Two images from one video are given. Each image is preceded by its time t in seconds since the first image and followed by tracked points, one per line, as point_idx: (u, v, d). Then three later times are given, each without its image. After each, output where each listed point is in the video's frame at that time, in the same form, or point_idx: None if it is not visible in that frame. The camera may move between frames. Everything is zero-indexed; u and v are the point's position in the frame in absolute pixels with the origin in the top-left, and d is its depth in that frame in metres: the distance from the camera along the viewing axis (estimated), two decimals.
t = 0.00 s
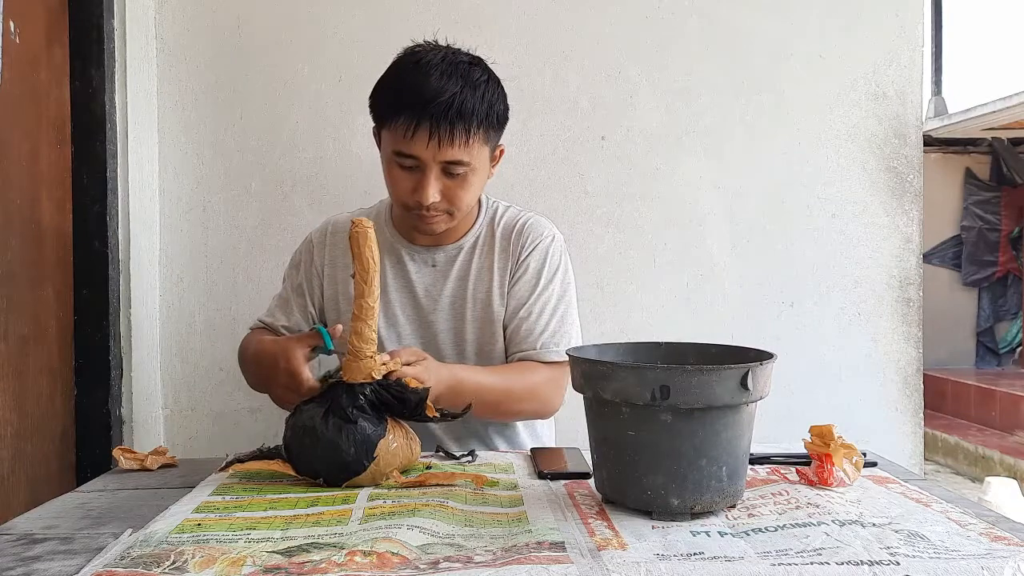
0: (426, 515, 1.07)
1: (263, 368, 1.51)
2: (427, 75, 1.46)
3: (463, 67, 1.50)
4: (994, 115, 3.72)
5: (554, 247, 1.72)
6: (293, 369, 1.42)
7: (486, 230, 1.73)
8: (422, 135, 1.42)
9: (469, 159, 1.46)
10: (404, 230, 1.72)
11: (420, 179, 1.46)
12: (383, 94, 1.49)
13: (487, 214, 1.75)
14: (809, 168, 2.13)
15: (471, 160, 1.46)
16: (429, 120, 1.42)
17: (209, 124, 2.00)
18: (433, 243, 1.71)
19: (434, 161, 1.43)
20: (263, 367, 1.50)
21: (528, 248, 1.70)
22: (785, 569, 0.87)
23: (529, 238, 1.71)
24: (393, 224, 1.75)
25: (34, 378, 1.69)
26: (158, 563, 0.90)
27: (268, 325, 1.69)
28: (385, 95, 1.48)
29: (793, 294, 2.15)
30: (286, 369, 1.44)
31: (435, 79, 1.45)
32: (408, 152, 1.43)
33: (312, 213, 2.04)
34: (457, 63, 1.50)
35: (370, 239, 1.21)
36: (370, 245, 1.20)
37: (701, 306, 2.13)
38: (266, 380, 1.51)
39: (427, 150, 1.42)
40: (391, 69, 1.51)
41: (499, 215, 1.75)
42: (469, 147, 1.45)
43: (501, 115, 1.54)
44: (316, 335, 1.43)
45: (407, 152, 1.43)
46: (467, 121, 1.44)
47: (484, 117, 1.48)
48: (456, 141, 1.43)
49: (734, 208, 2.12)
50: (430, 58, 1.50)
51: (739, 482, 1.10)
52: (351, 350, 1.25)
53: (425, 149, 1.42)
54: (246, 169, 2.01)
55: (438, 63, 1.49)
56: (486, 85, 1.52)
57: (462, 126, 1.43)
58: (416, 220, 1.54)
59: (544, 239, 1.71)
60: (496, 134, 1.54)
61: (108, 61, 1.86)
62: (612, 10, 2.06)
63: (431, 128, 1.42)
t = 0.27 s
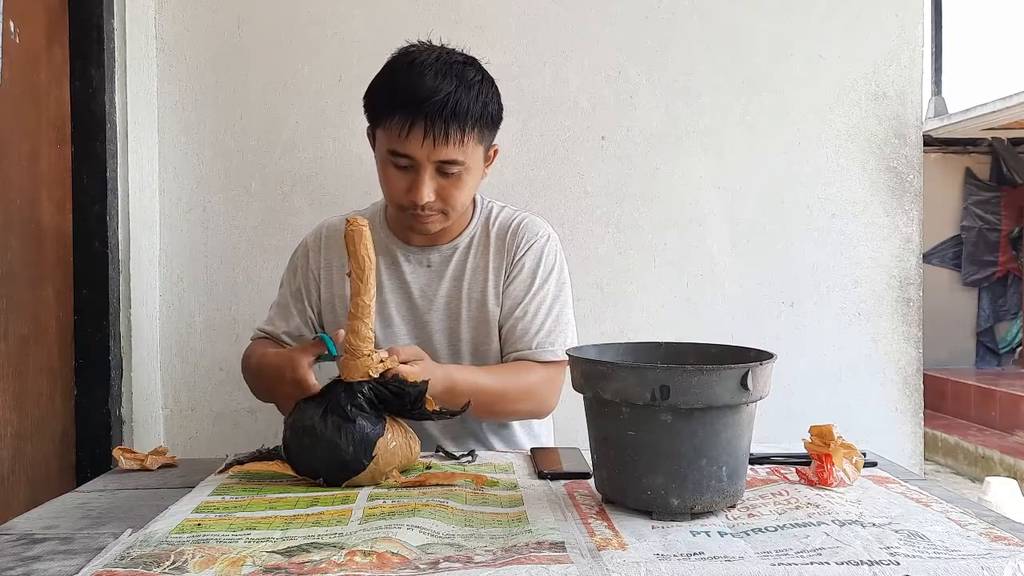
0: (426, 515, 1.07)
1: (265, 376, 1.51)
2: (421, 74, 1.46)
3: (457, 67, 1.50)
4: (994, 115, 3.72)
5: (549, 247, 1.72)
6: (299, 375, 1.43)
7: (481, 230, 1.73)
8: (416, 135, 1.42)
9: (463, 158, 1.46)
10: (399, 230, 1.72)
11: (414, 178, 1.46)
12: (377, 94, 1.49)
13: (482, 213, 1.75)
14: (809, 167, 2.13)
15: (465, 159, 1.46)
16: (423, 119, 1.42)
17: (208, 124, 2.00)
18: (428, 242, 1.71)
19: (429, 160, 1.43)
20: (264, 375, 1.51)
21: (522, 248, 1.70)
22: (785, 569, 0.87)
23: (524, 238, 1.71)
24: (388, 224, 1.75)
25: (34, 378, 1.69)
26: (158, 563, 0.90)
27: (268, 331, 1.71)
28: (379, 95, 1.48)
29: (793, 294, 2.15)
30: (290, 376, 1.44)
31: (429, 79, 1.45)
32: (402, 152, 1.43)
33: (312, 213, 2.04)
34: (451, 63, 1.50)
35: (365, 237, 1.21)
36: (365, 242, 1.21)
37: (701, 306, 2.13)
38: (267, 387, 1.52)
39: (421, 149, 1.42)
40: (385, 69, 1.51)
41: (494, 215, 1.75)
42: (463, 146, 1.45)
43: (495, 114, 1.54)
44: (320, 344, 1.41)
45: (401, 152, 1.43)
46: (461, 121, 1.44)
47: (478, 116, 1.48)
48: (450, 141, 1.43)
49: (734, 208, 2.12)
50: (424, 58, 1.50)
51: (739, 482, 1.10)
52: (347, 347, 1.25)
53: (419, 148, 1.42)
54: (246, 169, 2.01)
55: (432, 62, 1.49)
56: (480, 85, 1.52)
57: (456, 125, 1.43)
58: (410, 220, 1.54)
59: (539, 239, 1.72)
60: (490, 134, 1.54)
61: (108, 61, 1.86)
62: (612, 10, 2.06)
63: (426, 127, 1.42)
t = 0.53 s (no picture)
0: (426, 515, 1.07)
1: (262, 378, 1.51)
2: (417, 75, 1.46)
3: (453, 68, 1.50)
4: (994, 115, 3.72)
5: (547, 248, 1.72)
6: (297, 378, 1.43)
7: (479, 230, 1.73)
8: (412, 135, 1.42)
9: (460, 158, 1.46)
10: (396, 231, 1.72)
11: (411, 179, 1.46)
12: (373, 95, 1.49)
13: (480, 213, 1.75)
14: (809, 167, 2.13)
15: (462, 159, 1.46)
16: (420, 120, 1.42)
17: (208, 124, 2.00)
18: (425, 243, 1.71)
19: (426, 161, 1.43)
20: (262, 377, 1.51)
21: (521, 248, 1.70)
22: (785, 568, 0.87)
23: (522, 239, 1.71)
24: (386, 225, 1.75)
25: (34, 378, 1.69)
26: (158, 563, 0.90)
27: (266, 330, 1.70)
28: (375, 96, 1.48)
29: (793, 294, 2.15)
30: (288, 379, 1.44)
31: (425, 80, 1.45)
32: (399, 153, 1.43)
33: (312, 212, 2.04)
34: (446, 63, 1.50)
35: (371, 238, 1.21)
36: (370, 242, 1.20)
37: (701, 306, 2.13)
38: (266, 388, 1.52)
39: (418, 150, 1.42)
40: (381, 70, 1.51)
41: (491, 215, 1.75)
42: (460, 147, 1.45)
43: (492, 114, 1.54)
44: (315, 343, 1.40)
45: (398, 153, 1.43)
46: (458, 121, 1.44)
47: (474, 116, 1.48)
48: (446, 141, 1.43)
49: (734, 208, 2.12)
50: (419, 59, 1.50)
51: (739, 482, 1.10)
52: (351, 347, 1.25)
53: (416, 149, 1.42)
54: (246, 169, 2.01)
55: (428, 63, 1.49)
56: (476, 85, 1.52)
57: (453, 126, 1.44)
58: (408, 221, 1.54)
59: (537, 240, 1.72)
60: (486, 134, 1.54)
61: (108, 61, 1.86)
62: (612, 10, 2.06)
63: (423, 128, 1.42)
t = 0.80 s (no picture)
0: (426, 515, 1.07)
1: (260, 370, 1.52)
2: (416, 78, 1.45)
3: (452, 70, 1.50)
4: (994, 115, 3.72)
5: (545, 249, 1.72)
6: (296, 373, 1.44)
7: (476, 231, 1.73)
8: (411, 139, 1.42)
9: (459, 161, 1.46)
10: (394, 231, 1.72)
11: (410, 181, 1.46)
12: (372, 98, 1.48)
13: (478, 214, 1.75)
14: (809, 167, 2.13)
15: (461, 162, 1.46)
16: (420, 124, 1.41)
17: (208, 124, 2.00)
18: (423, 244, 1.71)
19: (425, 164, 1.43)
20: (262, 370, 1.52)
21: (518, 250, 1.71)
22: (785, 568, 0.87)
23: (520, 240, 1.71)
24: (384, 225, 1.75)
25: (34, 378, 1.69)
26: (158, 563, 0.90)
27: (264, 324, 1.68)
28: (374, 98, 1.47)
29: (793, 294, 2.15)
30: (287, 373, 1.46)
31: (425, 83, 1.45)
32: (398, 156, 1.43)
33: (312, 212, 2.04)
34: (446, 66, 1.49)
35: (369, 237, 1.20)
36: (369, 242, 1.20)
37: (701, 306, 2.13)
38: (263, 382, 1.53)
39: (418, 153, 1.42)
40: (379, 73, 1.50)
41: (489, 216, 1.75)
42: (460, 150, 1.45)
43: (491, 116, 1.54)
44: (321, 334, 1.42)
45: (397, 156, 1.43)
46: (458, 125, 1.44)
47: (474, 119, 1.48)
48: (445, 145, 1.43)
49: (734, 208, 2.12)
50: (418, 61, 1.49)
51: (739, 482, 1.10)
52: (350, 346, 1.26)
53: (415, 152, 1.42)
54: (246, 169, 2.01)
55: (427, 66, 1.48)
56: (475, 87, 1.51)
57: (453, 130, 1.43)
58: (407, 223, 1.55)
59: (535, 241, 1.72)
60: (486, 136, 1.54)
61: (108, 61, 1.86)
62: (612, 10, 2.06)
63: (422, 131, 1.42)
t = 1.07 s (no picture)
0: (426, 515, 1.07)
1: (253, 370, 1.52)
2: (420, 80, 1.45)
3: (456, 73, 1.49)
4: (994, 115, 3.72)
5: (546, 251, 1.72)
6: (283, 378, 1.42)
7: (476, 231, 1.73)
8: (414, 141, 1.42)
9: (462, 164, 1.46)
10: (394, 231, 1.72)
11: (412, 183, 1.46)
12: (375, 99, 1.48)
13: (478, 215, 1.75)
14: (809, 167, 2.13)
15: (463, 165, 1.47)
16: (424, 126, 1.41)
17: (208, 125, 2.00)
18: (423, 244, 1.71)
19: (427, 167, 1.44)
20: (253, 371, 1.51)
21: (520, 251, 1.71)
22: (785, 568, 0.87)
23: (521, 242, 1.71)
24: (383, 225, 1.75)
25: (34, 378, 1.69)
26: (158, 563, 0.90)
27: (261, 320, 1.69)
28: (377, 99, 1.47)
29: (793, 294, 2.15)
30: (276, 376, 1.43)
31: (430, 85, 1.44)
32: (400, 158, 1.43)
33: (312, 213, 2.04)
34: (450, 68, 1.49)
35: (368, 237, 1.20)
36: (368, 242, 1.20)
37: (701, 306, 2.13)
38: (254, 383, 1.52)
39: (421, 156, 1.42)
40: (383, 74, 1.50)
41: (489, 217, 1.75)
42: (463, 153, 1.46)
43: (494, 119, 1.54)
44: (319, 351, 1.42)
45: (400, 158, 1.43)
46: (461, 128, 1.44)
47: (477, 122, 1.48)
48: (449, 148, 1.43)
49: (734, 208, 2.12)
50: (423, 63, 1.48)
51: (739, 482, 1.10)
52: (350, 346, 1.26)
53: (418, 155, 1.42)
54: (246, 169, 2.01)
55: (431, 68, 1.47)
56: (479, 90, 1.51)
57: (456, 132, 1.44)
58: (408, 223, 1.55)
59: (536, 242, 1.72)
60: (488, 139, 1.55)
61: (108, 61, 1.86)
62: (612, 10, 2.06)
63: (425, 134, 1.42)
